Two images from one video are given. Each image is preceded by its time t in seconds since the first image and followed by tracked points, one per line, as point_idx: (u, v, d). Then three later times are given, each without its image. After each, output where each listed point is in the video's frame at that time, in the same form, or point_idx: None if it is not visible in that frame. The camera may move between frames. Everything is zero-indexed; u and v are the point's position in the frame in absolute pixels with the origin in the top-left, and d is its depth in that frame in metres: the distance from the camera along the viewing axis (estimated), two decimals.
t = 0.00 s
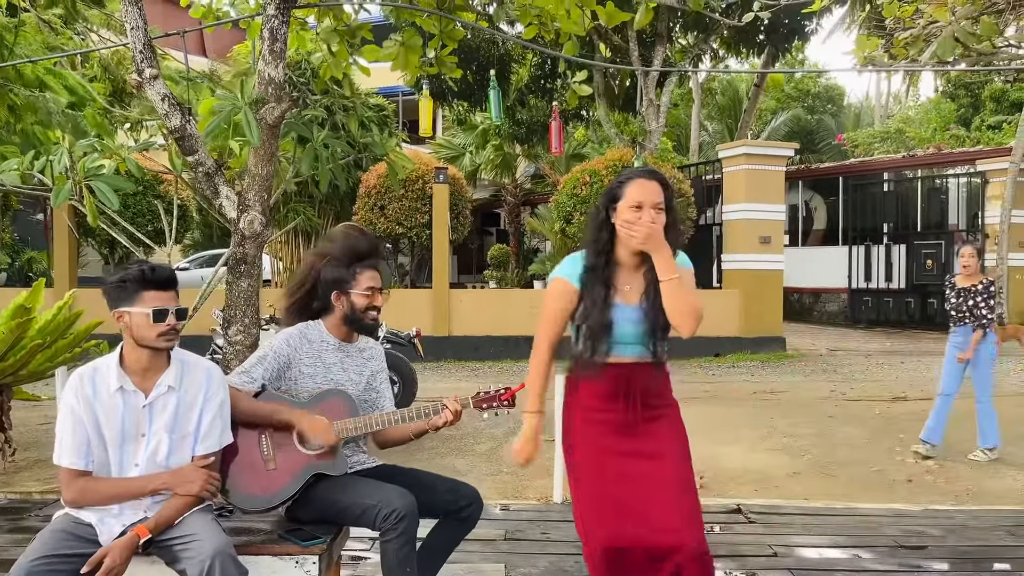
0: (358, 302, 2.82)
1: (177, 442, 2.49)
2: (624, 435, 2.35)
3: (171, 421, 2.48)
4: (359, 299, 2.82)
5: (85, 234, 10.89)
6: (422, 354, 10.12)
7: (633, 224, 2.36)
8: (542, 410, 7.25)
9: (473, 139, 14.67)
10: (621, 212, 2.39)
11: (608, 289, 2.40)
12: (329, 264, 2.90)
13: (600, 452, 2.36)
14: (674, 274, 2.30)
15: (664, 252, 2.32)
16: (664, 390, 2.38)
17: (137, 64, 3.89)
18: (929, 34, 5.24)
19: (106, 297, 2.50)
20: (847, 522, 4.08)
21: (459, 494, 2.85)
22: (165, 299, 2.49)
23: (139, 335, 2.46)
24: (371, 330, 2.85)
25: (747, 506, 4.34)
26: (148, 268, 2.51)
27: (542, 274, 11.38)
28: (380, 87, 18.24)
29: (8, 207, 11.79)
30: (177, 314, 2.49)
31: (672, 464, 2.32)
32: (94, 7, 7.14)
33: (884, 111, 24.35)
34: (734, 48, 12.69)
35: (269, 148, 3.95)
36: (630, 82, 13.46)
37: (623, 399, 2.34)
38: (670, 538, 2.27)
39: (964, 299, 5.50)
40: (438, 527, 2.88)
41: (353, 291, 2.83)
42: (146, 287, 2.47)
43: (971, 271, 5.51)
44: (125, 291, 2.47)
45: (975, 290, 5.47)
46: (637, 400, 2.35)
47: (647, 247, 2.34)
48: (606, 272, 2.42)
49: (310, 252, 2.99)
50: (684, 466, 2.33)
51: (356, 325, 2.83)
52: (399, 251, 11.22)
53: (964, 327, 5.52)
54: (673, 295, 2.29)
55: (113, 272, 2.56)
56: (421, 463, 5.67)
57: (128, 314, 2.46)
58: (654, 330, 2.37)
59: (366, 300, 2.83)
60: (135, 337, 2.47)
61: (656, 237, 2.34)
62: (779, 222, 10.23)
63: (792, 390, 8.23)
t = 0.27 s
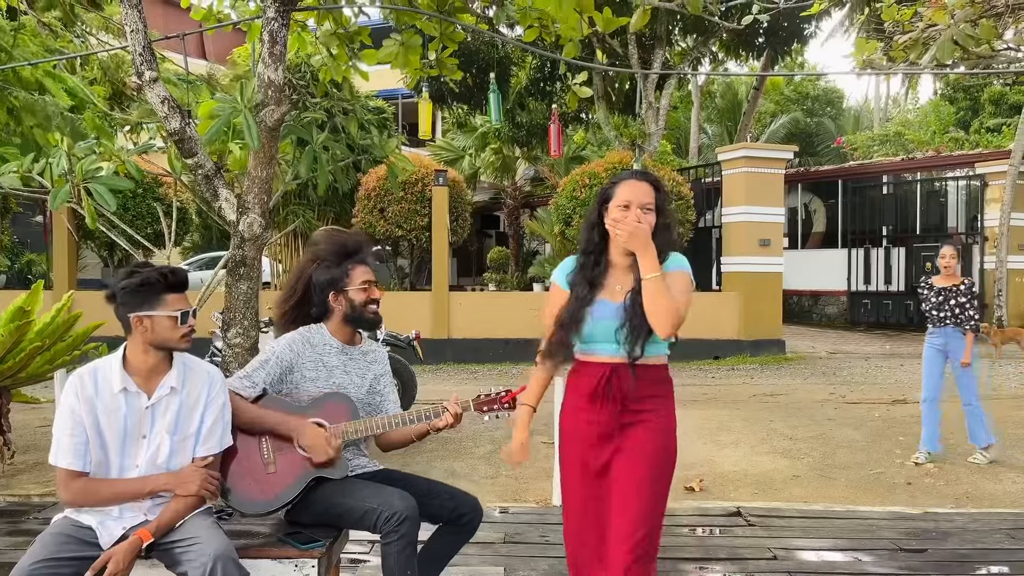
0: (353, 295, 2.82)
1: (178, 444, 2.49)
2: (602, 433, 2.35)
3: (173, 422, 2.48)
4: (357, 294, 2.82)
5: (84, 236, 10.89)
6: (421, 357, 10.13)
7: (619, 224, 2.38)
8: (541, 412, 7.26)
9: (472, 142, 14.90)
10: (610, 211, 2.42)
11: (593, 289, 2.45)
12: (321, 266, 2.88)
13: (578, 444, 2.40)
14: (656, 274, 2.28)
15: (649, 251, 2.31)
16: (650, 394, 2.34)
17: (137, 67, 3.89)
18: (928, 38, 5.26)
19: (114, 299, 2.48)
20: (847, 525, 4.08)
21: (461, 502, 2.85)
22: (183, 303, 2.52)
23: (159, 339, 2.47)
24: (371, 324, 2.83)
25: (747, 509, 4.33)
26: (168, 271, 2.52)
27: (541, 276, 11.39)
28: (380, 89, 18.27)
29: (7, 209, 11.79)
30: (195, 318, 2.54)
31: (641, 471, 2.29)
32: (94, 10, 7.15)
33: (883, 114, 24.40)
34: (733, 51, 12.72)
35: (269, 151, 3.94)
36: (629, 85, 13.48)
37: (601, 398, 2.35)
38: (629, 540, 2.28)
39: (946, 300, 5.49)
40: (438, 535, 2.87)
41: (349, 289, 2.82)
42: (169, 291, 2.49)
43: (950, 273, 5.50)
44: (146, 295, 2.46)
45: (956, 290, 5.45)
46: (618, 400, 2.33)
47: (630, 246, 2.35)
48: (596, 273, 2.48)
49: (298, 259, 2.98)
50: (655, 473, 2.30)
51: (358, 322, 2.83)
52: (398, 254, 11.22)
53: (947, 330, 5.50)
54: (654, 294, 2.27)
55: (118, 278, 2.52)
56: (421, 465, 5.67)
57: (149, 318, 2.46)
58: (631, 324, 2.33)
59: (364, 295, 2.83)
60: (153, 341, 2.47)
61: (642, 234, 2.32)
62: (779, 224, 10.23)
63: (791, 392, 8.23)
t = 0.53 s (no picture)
0: (359, 304, 2.82)
1: (175, 448, 2.48)
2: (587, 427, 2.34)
3: (170, 426, 2.47)
4: (361, 302, 2.82)
5: (84, 238, 10.90)
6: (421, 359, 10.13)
7: (610, 223, 2.43)
8: (541, 414, 7.26)
9: (473, 144, 14.79)
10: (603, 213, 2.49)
11: (588, 290, 2.52)
12: (328, 268, 2.87)
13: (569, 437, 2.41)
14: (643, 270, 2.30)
15: (637, 248, 2.34)
16: (642, 397, 2.30)
17: (137, 70, 3.90)
18: (928, 40, 5.25)
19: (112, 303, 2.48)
20: (847, 527, 4.08)
21: (460, 503, 2.84)
22: (180, 307, 2.51)
23: (155, 343, 2.46)
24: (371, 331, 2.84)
25: (747, 511, 4.33)
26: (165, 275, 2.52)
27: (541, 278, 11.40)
28: (380, 91, 18.29)
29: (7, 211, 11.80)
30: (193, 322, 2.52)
31: (617, 470, 2.25)
32: (95, 12, 7.15)
33: (883, 116, 24.42)
34: (733, 54, 12.73)
35: (269, 153, 3.94)
36: (630, 87, 13.49)
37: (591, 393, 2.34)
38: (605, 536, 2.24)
39: (935, 302, 5.43)
40: (438, 536, 2.87)
41: (354, 295, 2.82)
42: (167, 295, 2.49)
43: (938, 274, 5.43)
44: (144, 300, 2.46)
45: (944, 291, 5.40)
46: (609, 397, 2.32)
47: (618, 244, 2.39)
48: (592, 275, 2.55)
49: (308, 256, 2.97)
50: (632, 475, 2.25)
51: (358, 327, 2.83)
52: (399, 256, 11.23)
53: (936, 332, 5.42)
54: (639, 290, 2.28)
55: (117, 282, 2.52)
56: (421, 468, 5.67)
57: (146, 322, 2.45)
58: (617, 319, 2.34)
59: (369, 302, 2.83)
60: (149, 345, 2.46)
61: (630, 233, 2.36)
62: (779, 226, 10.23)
63: (792, 395, 8.23)
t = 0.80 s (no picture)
0: (359, 304, 2.82)
1: (174, 449, 2.48)
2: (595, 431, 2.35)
3: (169, 427, 2.47)
4: (360, 303, 2.82)
5: (85, 240, 10.90)
6: (422, 360, 10.14)
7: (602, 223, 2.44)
8: (542, 416, 7.26)
9: (473, 145, 14.77)
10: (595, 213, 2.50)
11: (586, 294, 2.56)
12: (326, 270, 2.87)
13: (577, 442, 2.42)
14: (635, 266, 2.29)
15: (628, 245, 2.34)
16: (648, 398, 2.30)
17: (138, 71, 3.89)
18: (928, 41, 5.25)
19: (105, 305, 2.47)
20: (848, 529, 4.07)
21: (462, 496, 2.85)
22: (174, 309, 2.50)
23: (149, 345, 2.45)
24: (371, 333, 2.84)
25: (748, 513, 4.33)
26: (158, 277, 2.50)
27: (542, 279, 11.39)
28: (381, 93, 18.31)
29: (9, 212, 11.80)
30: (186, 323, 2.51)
31: (624, 472, 2.25)
32: (95, 14, 7.15)
33: (883, 118, 24.43)
34: (734, 55, 12.73)
35: (270, 155, 3.94)
36: (630, 89, 13.48)
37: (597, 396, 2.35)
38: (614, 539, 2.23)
39: (932, 304, 5.42)
40: (440, 531, 2.87)
41: (353, 294, 2.82)
42: (158, 297, 2.47)
43: (932, 276, 5.44)
44: (135, 302, 2.44)
45: (941, 293, 5.40)
46: (614, 400, 2.33)
47: (610, 243, 2.39)
48: (590, 278, 2.59)
49: (307, 257, 2.95)
50: (638, 477, 2.24)
51: (358, 328, 2.83)
52: (399, 257, 11.22)
53: (932, 334, 5.42)
54: (630, 286, 2.27)
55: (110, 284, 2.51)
56: (421, 469, 5.67)
57: (138, 325, 2.45)
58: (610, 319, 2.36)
59: (368, 302, 2.82)
60: (143, 347, 2.46)
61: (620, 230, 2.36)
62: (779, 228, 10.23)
63: (792, 396, 8.22)
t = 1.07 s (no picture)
0: (359, 303, 2.82)
1: (175, 450, 2.48)
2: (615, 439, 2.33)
3: (170, 427, 2.47)
4: (360, 301, 2.82)
5: (86, 241, 10.90)
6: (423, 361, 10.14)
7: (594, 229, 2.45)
8: (543, 417, 7.26)
9: (474, 147, 14.77)
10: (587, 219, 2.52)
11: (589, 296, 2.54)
12: (324, 271, 2.87)
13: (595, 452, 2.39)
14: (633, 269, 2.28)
15: (623, 248, 2.33)
16: (665, 400, 2.31)
17: (140, 73, 3.89)
18: (929, 42, 5.25)
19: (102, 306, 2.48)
20: (850, 531, 4.07)
21: (461, 501, 2.84)
22: (171, 309, 2.50)
23: (146, 345, 2.45)
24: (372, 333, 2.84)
25: (749, 514, 4.33)
26: (154, 276, 2.51)
27: (543, 281, 11.39)
28: (382, 94, 18.33)
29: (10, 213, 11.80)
30: (183, 323, 2.51)
31: (654, 477, 2.26)
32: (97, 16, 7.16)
33: (884, 119, 24.42)
34: (735, 56, 12.74)
35: (271, 156, 3.94)
36: (631, 90, 13.49)
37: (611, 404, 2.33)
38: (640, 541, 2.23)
39: (930, 305, 5.41)
40: (438, 541, 2.88)
41: (353, 294, 2.82)
42: (154, 297, 2.47)
43: (931, 278, 5.43)
44: (132, 302, 2.45)
45: (940, 294, 5.38)
46: (631, 406, 2.32)
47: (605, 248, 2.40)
48: (591, 279, 2.57)
49: (305, 258, 2.96)
50: (669, 480, 2.26)
51: (360, 327, 2.83)
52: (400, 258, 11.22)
53: (932, 336, 5.41)
54: (631, 290, 2.27)
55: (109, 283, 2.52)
56: (422, 471, 5.67)
57: (134, 324, 2.45)
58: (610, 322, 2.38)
59: (369, 301, 2.83)
60: (141, 347, 2.46)
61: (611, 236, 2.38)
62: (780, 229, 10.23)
63: (794, 397, 8.22)
